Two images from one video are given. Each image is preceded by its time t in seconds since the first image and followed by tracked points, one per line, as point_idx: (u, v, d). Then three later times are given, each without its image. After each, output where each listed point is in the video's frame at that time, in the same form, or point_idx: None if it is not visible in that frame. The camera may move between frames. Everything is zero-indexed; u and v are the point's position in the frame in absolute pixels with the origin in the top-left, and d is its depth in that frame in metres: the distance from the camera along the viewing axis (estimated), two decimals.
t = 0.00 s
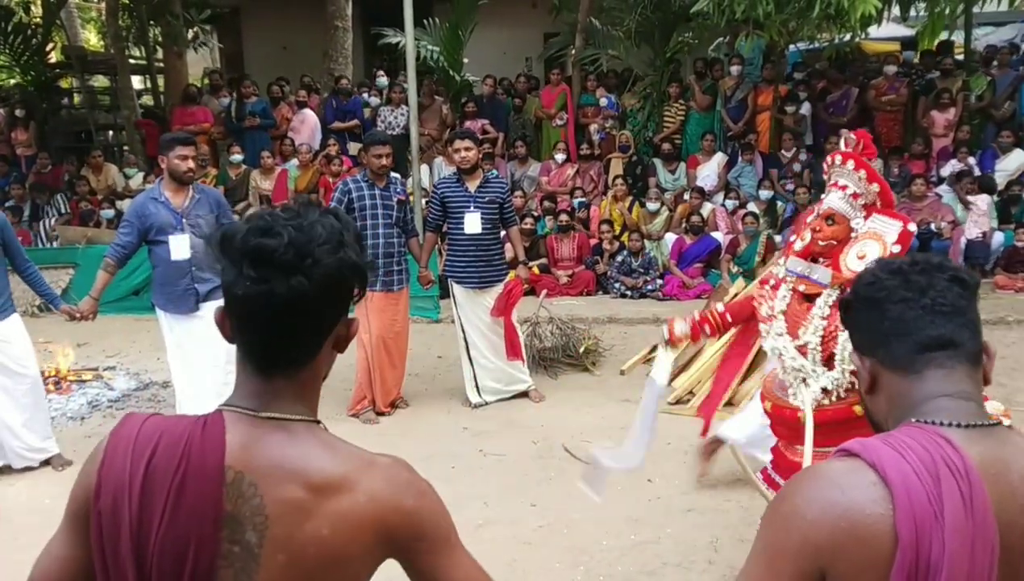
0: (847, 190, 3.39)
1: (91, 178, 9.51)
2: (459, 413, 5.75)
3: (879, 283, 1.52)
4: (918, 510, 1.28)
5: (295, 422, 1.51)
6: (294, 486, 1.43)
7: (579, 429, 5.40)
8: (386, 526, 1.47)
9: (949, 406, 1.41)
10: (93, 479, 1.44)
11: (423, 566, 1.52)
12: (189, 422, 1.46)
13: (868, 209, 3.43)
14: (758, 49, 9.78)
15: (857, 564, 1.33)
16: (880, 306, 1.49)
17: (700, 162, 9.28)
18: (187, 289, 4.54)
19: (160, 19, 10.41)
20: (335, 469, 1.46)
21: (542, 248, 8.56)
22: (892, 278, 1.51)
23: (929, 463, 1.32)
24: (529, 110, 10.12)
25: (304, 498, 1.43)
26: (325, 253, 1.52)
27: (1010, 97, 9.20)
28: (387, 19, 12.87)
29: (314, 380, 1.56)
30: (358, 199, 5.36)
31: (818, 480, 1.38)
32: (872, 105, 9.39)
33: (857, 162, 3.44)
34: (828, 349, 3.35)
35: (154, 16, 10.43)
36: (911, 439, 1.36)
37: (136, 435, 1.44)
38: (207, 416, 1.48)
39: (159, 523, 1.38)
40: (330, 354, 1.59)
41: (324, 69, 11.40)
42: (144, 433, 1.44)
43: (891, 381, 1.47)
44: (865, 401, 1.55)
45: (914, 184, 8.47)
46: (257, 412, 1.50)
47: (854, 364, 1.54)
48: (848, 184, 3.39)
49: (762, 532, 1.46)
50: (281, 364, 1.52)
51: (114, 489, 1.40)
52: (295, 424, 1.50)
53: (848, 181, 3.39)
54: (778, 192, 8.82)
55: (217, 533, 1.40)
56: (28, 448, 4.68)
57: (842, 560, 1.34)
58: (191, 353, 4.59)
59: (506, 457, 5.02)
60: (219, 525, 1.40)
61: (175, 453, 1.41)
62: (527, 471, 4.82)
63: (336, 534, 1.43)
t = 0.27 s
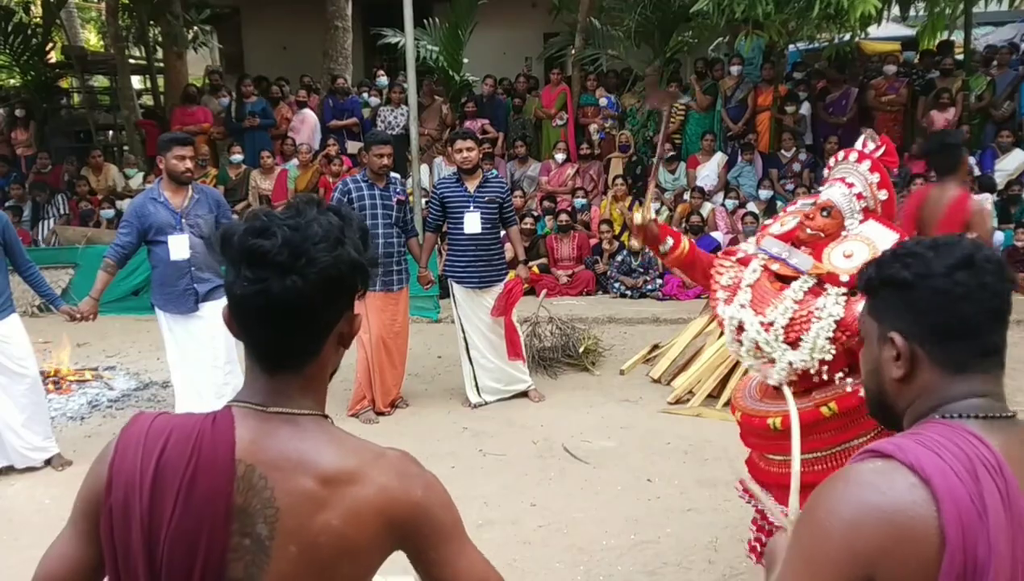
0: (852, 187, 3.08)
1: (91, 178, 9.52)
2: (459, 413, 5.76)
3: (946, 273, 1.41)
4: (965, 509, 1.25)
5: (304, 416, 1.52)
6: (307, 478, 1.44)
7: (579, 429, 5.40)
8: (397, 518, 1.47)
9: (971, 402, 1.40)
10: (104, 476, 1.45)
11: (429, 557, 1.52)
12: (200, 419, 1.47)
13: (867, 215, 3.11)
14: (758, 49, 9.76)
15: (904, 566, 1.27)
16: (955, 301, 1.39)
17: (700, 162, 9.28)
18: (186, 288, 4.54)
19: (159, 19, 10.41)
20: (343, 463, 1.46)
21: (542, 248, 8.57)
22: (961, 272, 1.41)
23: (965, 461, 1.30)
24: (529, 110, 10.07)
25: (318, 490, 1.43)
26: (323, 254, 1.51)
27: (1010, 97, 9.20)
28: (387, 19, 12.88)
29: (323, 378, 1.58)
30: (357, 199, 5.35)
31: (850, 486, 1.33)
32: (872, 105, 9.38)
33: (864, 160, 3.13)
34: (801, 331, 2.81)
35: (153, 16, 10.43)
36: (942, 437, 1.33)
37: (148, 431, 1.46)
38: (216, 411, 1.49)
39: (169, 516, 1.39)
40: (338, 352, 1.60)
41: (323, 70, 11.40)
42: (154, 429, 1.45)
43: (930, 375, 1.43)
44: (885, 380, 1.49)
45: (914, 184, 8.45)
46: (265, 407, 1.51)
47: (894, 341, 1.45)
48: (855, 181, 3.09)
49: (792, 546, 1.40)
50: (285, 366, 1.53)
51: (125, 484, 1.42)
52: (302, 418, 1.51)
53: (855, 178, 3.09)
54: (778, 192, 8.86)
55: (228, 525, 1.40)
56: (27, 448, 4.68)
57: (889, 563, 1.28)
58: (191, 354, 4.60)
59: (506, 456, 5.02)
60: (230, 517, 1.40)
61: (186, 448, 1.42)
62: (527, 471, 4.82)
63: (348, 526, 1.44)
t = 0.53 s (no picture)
0: (817, 199, 3.01)
1: (90, 178, 9.52)
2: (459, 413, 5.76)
3: (974, 280, 1.41)
4: (985, 512, 1.26)
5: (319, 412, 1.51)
6: (318, 472, 1.44)
7: (579, 429, 5.41)
8: (405, 508, 1.48)
9: (982, 403, 1.42)
10: (114, 476, 1.45)
11: (438, 549, 1.53)
12: (209, 416, 1.47)
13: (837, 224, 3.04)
14: (758, 49, 9.73)
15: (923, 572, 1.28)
16: (978, 308, 1.39)
17: (700, 162, 9.27)
18: (187, 289, 4.54)
19: (159, 19, 10.42)
20: (351, 455, 1.46)
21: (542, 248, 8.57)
22: (988, 279, 1.41)
23: (982, 463, 1.31)
24: (529, 110, 10.03)
25: (329, 484, 1.44)
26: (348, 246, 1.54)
27: (1010, 96, 9.18)
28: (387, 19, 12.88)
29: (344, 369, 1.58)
30: (358, 200, 5.36)
31: (871, 492, 1.33)
32: (872, 105, 9.42)
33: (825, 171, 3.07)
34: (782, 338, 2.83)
35: (153, 16, 10.43)
36: (958, 441, 1.34)
37: (157, 428, 1.46)
38: (224, 409, 1.49)
39: (181, 513, 1.40)
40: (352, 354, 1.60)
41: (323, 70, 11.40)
42: (164, 427, 1.46)
43: (945, 378, 1.44)
44: (899, 376, 1.49)
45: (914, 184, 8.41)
46: (278, 403, 1.50)
47: (914, 341, 1.45)
48: (819, 192, 3.02)
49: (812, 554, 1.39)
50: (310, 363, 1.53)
51: (136, 484, 1.42)
52: (314, 413, 1.50)
53: (819, 189, 3.02)
54: (778, 192, 8.87)
55: (240, 520, 1.41)
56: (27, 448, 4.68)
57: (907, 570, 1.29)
58: (191, 354, 4.60)
59: (506, 457, 5.02)
60: (241, 513, 1.41)
61: (196, 446, 1.42)
62: (527, 471, 4.82)
63: (360, 518, 1.44)
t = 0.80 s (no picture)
0: (737, 224, 2.99)
1: (91, 178, 9.54)
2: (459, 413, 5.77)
3: (968, 276, 1.42)
4: (1005, 506, 1.25)
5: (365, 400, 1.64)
6: (351, 448, 1.52)
7: (579, 429, 5.42)
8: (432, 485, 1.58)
9: (987, 401, 1.41)
10: (161, 443, 1.54)
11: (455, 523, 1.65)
12: (254, 395, 1.56)
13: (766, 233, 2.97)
14: (758, 49, 9.73)
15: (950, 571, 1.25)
16: (972, 304, 1.40)
17: (700, 161, 9.27)
18: (187, 289, 4.55)
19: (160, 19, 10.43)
20: (383, 434, 1.55)
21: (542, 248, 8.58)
22: (981, 275, 1.42)
23: (996, 458, 1.30)
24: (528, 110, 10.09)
25: (361, 459, 1.52)
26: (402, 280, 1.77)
27: (1010, 96, 9.19)
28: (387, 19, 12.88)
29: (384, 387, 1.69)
30: (358, 200, 5.37)
31: (888, 491, 1.29)
32: (871, 104, 9.42)
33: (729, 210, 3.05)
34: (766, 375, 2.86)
35: (153, 16, 10.44)
36: (966, 437, 1.33)
37: (205, 404, 1.55)
38: (267, 388, 1.58)
39: (220, 483, 1.48)
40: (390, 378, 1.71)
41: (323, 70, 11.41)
42: (211, 404, 1.55)
43: (947, 376, 1.43)
44: (901, 379, 1.49)
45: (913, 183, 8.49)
46: (319, 385, 1.60)
47: (914, 342, 1.45)
48: (736, 217, 2.99)
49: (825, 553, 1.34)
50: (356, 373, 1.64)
51: (179, 453, 1.51)
52: (348, 396, 1.60)
53: (736, 214, 2.99)
54: (778, 192, 8.86)
55: (276, 493, 1.48)
56: (28, 449, 4.70)
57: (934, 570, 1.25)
58: (191, 354, 4.62)
59: (506, 457, 5.03)
60: (278, 485, 1.49)
61: (239, 419, 1.51)
62: (527, 471, 4.83)
63: (391, 491, 1.53)
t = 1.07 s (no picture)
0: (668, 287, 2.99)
1: (91, 178, 9.54)
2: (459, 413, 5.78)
3: (946, 269, 1.46)
4: (991, 485, 1.26)
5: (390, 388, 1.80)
6: (373, 426, 1.65)
7: (579, 429, 5.42)
8: (451, 461, 1.71)
9: (971, 388, 1.43)
10: (193, 423, 1.66)
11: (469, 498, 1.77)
12: (281, 379, 1.70)
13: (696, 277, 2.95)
14: (758, 48, 9.64)
15: (940, 551, 1.26)
16: (953, 295, 1.43)
17: (699, 161, 9.28)
18: (187, 289, 4.54)
19: (159, 19, 10.42)
20: (404, 413, 1.69)
21: (542, 248, 8.59)
22: (959, 268, 1.46)
23: (982, 440, 1.31)
24: (528, 110, 10.07)
25: (382, 436, 1.65)
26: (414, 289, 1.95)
27: (1009, 96, 9.19)
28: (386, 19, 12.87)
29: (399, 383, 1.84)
30: (358, 200, 5.37)
31: (876, 475, 1.32)
32: (871, 104, 9.43)
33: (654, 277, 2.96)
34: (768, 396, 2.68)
35: (153, 16, 10.44)
36: (953, 421, 1.35)
37: (235, 387, 1.68)
38: (295, 373, 1.72)
39: (250, 455, 1.60)
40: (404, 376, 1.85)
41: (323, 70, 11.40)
42: (242, 386, 1.68)
43: (932, 365, 1.45)
44: (887, 372, 1.51)
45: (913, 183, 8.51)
46: (346, 370, 1.75)
47: (898, 335, 1.47)
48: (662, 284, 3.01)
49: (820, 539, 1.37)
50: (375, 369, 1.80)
51: (211, 431, 1.63)
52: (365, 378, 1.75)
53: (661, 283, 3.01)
54: (777, 191, 8.86)
55: (302, 466, 1.61)
56: (28, 448, 4.69)
57: (925, 549, 1.27)
58: (191, 354, 4.61)
59: (506, 456, 5.04)
60: (303, 459, 1.61)
61: (268, 400, 1.64)
62: (527, 471, 4.84)
63: (410, 466, 1.65)
